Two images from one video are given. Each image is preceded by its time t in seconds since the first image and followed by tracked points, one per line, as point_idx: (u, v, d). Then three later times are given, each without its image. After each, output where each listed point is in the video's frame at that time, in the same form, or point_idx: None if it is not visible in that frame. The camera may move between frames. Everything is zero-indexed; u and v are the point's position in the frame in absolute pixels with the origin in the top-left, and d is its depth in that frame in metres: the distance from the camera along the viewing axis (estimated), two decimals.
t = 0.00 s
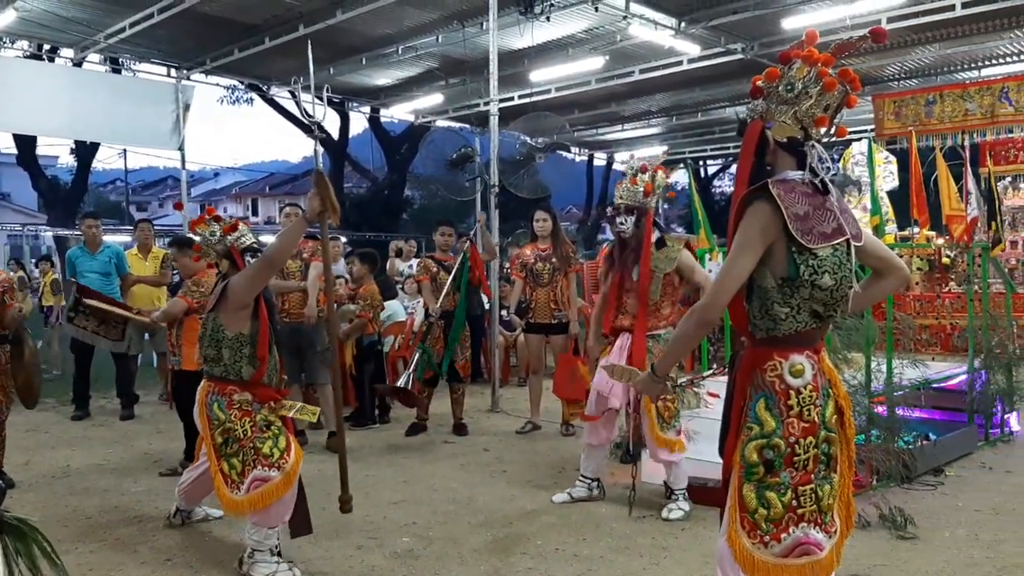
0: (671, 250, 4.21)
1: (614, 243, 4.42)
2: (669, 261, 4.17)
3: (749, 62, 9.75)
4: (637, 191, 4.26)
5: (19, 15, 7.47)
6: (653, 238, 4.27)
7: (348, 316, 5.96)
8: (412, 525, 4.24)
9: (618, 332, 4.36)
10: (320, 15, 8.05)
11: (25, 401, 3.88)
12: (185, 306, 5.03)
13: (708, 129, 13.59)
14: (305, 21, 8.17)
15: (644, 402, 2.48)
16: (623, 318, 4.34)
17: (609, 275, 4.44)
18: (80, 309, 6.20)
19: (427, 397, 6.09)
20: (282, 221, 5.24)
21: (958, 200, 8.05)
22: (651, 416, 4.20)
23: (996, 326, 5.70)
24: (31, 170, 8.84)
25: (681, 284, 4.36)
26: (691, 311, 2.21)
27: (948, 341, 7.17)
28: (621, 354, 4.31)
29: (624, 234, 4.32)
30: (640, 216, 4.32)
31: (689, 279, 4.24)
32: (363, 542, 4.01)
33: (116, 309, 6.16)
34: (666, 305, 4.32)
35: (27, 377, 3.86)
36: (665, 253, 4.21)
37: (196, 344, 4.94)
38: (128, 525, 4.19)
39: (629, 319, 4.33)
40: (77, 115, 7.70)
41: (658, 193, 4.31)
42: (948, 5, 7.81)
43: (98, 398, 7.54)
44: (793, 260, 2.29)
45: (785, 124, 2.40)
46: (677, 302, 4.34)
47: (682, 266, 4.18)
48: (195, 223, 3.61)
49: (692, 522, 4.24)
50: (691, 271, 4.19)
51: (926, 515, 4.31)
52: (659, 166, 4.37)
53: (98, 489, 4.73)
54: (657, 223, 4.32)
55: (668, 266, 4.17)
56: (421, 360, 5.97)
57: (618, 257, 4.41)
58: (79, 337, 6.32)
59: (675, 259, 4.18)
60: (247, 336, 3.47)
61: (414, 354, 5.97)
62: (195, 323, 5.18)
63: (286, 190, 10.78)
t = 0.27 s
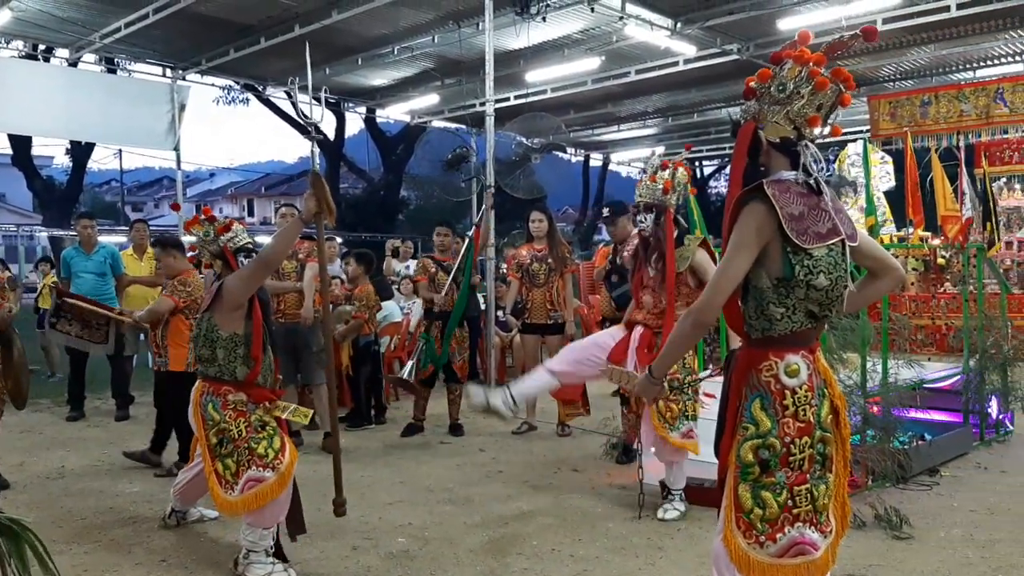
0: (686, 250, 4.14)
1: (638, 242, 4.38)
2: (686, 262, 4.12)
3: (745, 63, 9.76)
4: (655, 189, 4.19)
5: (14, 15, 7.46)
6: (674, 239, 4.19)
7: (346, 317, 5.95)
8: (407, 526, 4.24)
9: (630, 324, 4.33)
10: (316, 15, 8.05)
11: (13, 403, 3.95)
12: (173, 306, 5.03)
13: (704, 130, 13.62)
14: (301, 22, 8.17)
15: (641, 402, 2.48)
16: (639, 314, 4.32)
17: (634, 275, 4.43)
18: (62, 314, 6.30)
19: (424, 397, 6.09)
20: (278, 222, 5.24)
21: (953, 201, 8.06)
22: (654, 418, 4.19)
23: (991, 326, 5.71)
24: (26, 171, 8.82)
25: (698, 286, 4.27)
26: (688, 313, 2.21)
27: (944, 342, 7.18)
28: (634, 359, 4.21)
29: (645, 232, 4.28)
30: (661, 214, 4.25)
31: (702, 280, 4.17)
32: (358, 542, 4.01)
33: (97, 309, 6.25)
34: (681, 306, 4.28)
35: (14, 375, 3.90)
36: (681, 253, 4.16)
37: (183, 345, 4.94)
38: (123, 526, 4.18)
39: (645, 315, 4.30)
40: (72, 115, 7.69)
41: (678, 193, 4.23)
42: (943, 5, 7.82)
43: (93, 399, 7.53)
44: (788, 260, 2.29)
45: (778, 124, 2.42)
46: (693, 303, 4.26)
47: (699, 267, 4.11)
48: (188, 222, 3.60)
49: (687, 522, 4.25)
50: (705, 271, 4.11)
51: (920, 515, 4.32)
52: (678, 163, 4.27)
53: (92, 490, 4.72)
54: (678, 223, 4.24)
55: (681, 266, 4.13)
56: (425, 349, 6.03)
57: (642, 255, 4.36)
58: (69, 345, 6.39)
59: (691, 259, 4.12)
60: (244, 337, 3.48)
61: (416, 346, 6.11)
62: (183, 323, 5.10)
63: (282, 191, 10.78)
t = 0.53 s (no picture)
0: (691, 247, 4.14)
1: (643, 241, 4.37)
2: (688, 260, 4.11)
3: (741, 63, 9.76)
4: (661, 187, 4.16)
5: (10, 15, 7.45)
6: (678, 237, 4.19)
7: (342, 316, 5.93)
8: (404, 526, 4.23)
9: (635, 321, 4.35)
10: (313, 15, 8.04)
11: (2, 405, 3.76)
12: (166, 302, 5.05)
13: (701, 130, 13.62)
14: (298, 21, 8.16)
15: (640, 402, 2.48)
16: (644, 311, 4.32)
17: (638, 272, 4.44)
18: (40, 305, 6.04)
19: (422, 397, 6.09)
20: (275, 222, 5.22)
21: (949, 200, 8.07)
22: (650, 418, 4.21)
23: (987, 326, 5.71)
24: (22, 171, 8.80)
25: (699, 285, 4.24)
26: (685, 312, 2.21)
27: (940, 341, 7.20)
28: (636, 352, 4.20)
29: (650, 231, 4.28)
30: (666, 213, 4.23)
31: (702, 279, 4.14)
32: (355, 542, 4.01)
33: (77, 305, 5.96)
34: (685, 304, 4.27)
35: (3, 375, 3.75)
36: (684, 251, 4.15)
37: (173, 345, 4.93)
38: (119, 527, 4.17)
39: (650, 311, 4.30)
40: (69, 115, 7.68)
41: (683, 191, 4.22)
42: (940, 5, 7.83)
43: (89, 399, 7.52)
44: (785, 259, 2.29)
45: (773, 123, 2.41)
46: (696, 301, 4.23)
47: (702, 266, 4.10)
48: (184, 221, 3.60)
49: (683, 521, 4.25)
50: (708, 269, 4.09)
51: (917, 515, 4.32)
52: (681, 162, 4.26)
53: (89, 491, 4.71)
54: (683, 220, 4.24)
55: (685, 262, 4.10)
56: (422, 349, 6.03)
57: (645, 253, 4.36)
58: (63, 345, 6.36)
59: (695, 257, 4.11)
60: (239, 335, 3.48)
61: (417, 347, 6.14)
62: (171, 321, 5.08)
63: (279, 190, 10.78)
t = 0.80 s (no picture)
0: (693, 248, 4.13)
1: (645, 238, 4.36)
2: (690, 261, 4.10)
3: (739, 63, 9.76)
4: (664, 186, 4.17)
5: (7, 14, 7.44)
6: (680, 236, 4.18)
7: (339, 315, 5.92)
8: (402, 525, 4.23)
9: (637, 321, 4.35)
10: (310, 14, 8.04)
11: None
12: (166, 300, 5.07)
13: (698, 130, 13.63)
14: (295, 21, 8.15)
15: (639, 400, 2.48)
16: (645, 311, 4.31)
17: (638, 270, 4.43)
18: (23, 294, 5.91)
19: (420, 397, 6.09)
20: (273, 221, 5.22)
21: (946, 200, 8.07)
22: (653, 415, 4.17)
23: (984, 326, 5.72)
24: (19, 171, 8.80)
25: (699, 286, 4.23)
26: (682, 311, 2.21)
27: (937, 340, 7.21)
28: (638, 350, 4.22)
29: (653, 229, 4.27)
30: (669, 211, 4.22)
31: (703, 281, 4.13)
32: (352, 542, 4.00)
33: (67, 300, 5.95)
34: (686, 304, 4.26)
35: None
36: (688, 252, 4.13)
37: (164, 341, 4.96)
38: (115, 527, 4.16)
39: (651, 312, 4.29)
40: (65, 115, 7.67)
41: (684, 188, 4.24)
42: (936, 5, 7.84)
43: (85, 399, 7.50)
44: (783, 258, 2.29)
45: (770, 122, 2.42)
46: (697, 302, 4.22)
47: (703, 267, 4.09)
48: (180, 220, 3.59)
49: (681, 520, 4.25)
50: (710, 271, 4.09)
51: (913, 514, 4.33)
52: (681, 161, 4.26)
53: (85, 491, 4.70)
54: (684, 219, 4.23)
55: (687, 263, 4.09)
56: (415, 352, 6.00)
57: (646, 252, 4.36)
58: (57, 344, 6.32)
59: (698, 259, 4.08)
60: (237, 334, 3.48)
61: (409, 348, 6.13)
62: (161, 320, 5.09)
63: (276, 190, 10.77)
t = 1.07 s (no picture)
0: (693, 250, 4.13)
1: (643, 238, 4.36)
2: (689, 265, 4.10)
3: (737, 62, 9.76)
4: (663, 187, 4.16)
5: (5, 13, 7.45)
6: (681, 237, 4.17)
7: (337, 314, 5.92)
8: (400, 524, 4.23)
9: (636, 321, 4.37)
10: (308, 13, 8.04)
11: None
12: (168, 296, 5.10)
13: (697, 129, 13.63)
14: (293, 20, 8.15)
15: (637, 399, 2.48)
16: (643, 310, 4.31)
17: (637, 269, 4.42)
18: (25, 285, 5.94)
19: (418, 397, 6.09)
20: (271, 220, 5.22)
21: (945, 199, 8.07)
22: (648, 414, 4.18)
23: (982, 325, 5.72)
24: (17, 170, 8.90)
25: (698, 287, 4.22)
26: (681, 309, 2.21)
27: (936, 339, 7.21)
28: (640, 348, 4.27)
29: (652, 230, 4.25)
30: (668, 212, 4.21)
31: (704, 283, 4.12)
32: (351, 541, 4.00)
33: (67, 290, 5.89)
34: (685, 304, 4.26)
35: None
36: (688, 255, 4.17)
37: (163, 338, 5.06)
38: (113, 526, 4.16)
39: (650, 312, 4.30)
40: (63, 114, 7.67)
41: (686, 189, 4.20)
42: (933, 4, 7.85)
43: (83, 399, 7.49)
44: (782, 257, 2.29)
45: (769, 120, 2.42)
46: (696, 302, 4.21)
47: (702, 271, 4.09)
48: (177, 219, 3.59)
49: (680, 519, 4.25)
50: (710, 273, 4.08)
51: (912, 512, 4.32)
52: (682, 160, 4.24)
53: (83, 490, 4.69)
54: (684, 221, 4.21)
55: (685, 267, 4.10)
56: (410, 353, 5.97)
57: (646, 252, 4.35)
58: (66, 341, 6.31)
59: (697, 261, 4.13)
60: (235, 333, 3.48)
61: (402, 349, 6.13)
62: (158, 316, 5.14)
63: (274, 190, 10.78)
